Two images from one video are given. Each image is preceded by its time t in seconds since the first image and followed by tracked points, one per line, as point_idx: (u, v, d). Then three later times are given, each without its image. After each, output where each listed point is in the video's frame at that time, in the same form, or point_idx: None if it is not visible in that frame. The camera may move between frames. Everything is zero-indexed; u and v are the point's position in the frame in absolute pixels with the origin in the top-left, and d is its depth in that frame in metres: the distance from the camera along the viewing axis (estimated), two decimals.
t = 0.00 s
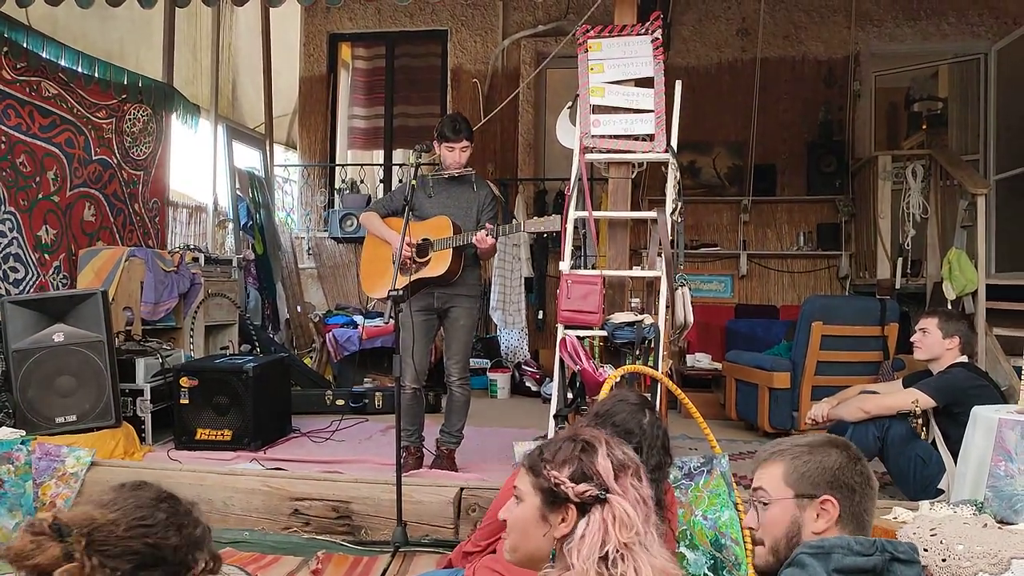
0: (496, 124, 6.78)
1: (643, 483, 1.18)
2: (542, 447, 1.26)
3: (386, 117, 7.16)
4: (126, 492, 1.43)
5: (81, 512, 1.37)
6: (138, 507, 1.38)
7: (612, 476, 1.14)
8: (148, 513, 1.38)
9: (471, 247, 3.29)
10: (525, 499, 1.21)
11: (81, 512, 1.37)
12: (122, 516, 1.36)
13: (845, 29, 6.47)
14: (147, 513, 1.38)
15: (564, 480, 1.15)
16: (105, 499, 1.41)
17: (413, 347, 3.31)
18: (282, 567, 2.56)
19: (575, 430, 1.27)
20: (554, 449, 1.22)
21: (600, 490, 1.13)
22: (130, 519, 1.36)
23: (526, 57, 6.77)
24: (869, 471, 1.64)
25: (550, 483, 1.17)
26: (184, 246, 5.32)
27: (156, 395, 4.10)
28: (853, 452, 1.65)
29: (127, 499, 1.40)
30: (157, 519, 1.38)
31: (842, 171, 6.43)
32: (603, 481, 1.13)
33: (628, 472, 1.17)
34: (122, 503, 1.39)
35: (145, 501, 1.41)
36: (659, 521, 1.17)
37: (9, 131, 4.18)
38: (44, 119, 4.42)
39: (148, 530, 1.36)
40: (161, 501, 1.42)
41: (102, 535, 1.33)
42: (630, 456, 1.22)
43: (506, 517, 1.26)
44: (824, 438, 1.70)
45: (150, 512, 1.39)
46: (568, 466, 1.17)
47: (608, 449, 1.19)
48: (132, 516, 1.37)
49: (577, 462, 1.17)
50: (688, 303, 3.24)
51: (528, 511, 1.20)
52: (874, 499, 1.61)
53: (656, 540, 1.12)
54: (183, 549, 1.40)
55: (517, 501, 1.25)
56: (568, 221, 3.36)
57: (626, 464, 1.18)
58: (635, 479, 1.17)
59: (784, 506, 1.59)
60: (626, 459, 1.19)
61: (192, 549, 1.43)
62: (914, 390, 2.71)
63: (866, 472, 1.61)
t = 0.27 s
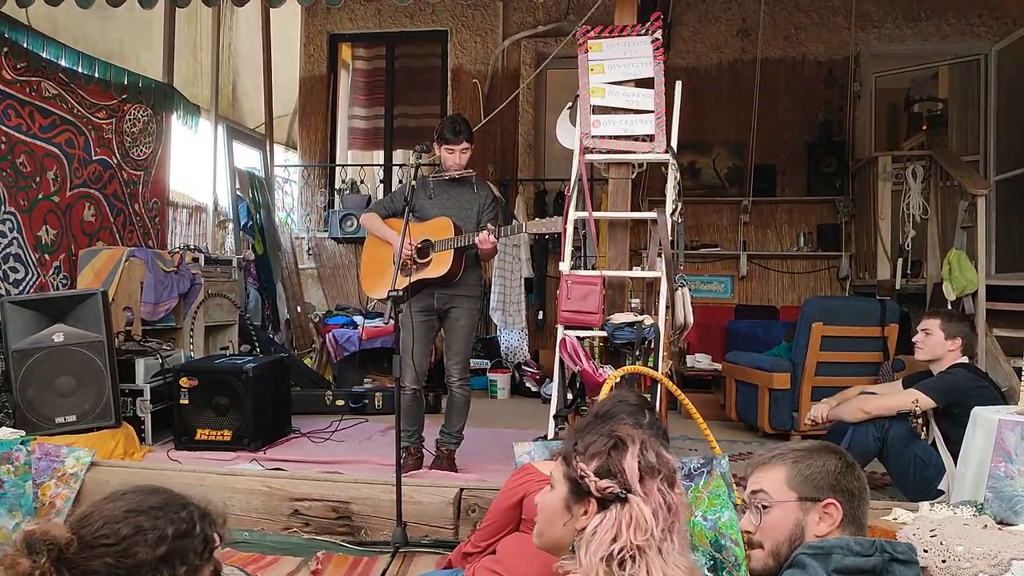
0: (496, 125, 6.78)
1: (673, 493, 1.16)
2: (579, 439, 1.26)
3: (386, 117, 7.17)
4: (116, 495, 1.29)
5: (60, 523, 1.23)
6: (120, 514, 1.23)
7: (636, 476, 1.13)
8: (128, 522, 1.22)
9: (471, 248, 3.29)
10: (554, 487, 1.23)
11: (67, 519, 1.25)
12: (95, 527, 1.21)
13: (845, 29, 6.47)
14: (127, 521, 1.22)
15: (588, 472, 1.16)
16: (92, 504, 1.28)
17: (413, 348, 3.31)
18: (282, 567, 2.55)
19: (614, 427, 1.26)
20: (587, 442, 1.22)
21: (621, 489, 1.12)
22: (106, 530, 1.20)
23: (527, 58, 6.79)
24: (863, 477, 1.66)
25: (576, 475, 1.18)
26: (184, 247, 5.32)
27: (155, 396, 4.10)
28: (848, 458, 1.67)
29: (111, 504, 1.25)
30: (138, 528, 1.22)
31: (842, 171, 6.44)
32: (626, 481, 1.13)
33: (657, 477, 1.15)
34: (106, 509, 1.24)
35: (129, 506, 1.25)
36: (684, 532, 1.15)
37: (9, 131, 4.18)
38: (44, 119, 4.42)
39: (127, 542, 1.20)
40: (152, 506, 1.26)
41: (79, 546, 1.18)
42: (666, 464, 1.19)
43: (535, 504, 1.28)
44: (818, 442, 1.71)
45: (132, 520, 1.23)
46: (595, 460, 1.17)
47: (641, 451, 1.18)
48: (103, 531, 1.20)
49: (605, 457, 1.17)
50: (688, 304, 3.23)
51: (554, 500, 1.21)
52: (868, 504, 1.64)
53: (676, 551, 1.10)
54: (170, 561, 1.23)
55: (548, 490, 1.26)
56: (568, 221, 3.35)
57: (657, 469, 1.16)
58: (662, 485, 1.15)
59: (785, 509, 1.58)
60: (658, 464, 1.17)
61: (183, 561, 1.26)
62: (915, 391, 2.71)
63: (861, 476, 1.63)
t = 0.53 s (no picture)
0: (496, 124, 6.77)
1: (690, 481, 1.22)
2: (588, 444, 1.25)
3: (386, 117, 7.16)
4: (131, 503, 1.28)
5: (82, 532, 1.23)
6: (139, 524, 1.21)
7: (665, 468, 1.16)
8: (146, 532, 1.20)
9: (472, 247, 3.28)
10: (575, 497, 1.19)
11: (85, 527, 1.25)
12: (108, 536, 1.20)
13: (845, 29, 6.47)
14: (145, 532, 1.20)
15: (618, 473, 1.16)
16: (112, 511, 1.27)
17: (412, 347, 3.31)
18: (281, 567, 2.55)
19: (619, 429, 1.27)
20: (602, 445, 1.22)
21: (654, 482, 1.15)
22: (123, 541, 1.19)
23: (527, 58, 6.78)
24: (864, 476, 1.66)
25: (603, 478, 1.17)
26: (184, 246, 5.31)
27: (155, 395, 4.10)
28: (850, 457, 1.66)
29: (130, 513, 1.24)
30: (156, 538, 1.20)
31: (842, 171, 6.45)
32: (657, 473, 1.15)
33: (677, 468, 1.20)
34: (125, 517, 1.23)
35: (148, 515, 1.23)
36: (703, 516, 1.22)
37: (9, 130, 4.18)
38: (44, 118, 4.42)
39: (144, 554, 1.18)
40: (170, 515, 1.24)
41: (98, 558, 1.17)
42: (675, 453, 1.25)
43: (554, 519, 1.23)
44: (818, 441, 1.71)
45: (151, 529, 1.21)
46: (620, 461, 1.18)
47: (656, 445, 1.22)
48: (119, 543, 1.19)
49: (628, 456, 1.18)
50: (688, 304, 3.23)
51: (579, 508, 1.18)
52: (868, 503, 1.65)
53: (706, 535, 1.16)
54: (187, 572, 1.21)
55: (564, 503, 1.22)
56: (568, 220, 3.35)
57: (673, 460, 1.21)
58: (682, 474, 1.20)
59: (785, 508, 1.58)
60: (670, 456, 1.23)
61: (201, 570, 1.24)
62: (915, 391, 2.70)
63: (860, 474, 1.64)
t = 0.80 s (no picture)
0: (496, 125, 6.72)
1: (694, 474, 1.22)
2: (589, 448, 1.24)
3: (386, 116, 7.16)
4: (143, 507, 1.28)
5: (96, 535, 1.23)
6: (156, 528, 1.22)
7: (670, 464, 1.16)
8: (163, 536, 1.21)
9: (473, 246, 3.28)
10: (582, 503, 1.18)
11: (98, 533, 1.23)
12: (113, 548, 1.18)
13: (845, 27, 6.46)
14: (161, 535, 1.21)
15: (625, 473, 1.15)
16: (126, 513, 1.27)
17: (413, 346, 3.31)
18: (282, 566, 2.55)
19: (618, 430, 1.26)
20: (605, 447, 1.22)
21: (662, 478, 1.14)
22: (140, 544, 1.19)
23: (527, 56, 6.78)
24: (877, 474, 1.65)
25: (610, 479, 1.16)
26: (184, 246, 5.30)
27: (155, 394, 4.10)
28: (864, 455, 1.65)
29: (144, 516, 1.24)
30: (172, 543, 1.21)
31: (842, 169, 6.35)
32: (664, 469, 1.15)
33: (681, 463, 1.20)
34: (140, 521, 1.23)
35: (162, 519, 1.24)
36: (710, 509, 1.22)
37: (9, 130, 4.17)
38: (43, 117, 4.41)
39: (161, 558, 1.19)
40: (184, 518, 1.25)
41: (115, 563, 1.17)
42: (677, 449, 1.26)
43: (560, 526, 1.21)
44: (835, 438, 1.70)
45: (166, 532, 1.22)
46: (625, 461, 1.17)
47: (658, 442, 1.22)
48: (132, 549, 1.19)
49: (633, 455, 1.18)
50: (688, 303, 3.22)
51: (588, 513, 1.17)
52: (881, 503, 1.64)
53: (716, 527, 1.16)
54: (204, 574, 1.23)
55: (571, 510, 1.21)
56: (568, 219, 3.34)
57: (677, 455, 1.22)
58: (686, 467, 1.20)
59: (793, 504, 1.58)
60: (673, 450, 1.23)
61: (217, 572, 1.25)
62: (915, 389, 2.71)
63: (877, 476, 1.63)
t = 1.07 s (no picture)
0: (496, 122, 6.72)
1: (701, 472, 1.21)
2: (594, 441, 1.24)
3: (387, 114, 7.15)
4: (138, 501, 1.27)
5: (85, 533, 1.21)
6: (148, 524, 1.20)
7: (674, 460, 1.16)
8: (156, 532, 1.20)
9: (474, 244, 3.28)
10: (585, 493, 1.18)
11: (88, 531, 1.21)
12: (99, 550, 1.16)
13: (846, 25, 6.45)
14: (154, 531, 1.20)
15: (628, 465, 1.15)
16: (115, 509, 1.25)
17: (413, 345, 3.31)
18: (282, 565, 2.55)
19: (626, 425, 1.26)
20: (610, 440, 1.21)
21: (664, 473, 1.14)
22: (132, 540, 1.18)
23: (527, 54, 6.77)
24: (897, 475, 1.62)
25: (612, 471, 1.15)
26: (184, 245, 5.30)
27: (156, 393, 4.10)
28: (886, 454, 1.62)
29: (136, 512, 1.22)
30: (165, 538, 1.19)
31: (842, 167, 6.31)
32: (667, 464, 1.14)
33: (688, 460, 1.19)
34: (131, 518, 1.21)
35: (154, 515, 1.22)
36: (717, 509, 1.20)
37: (9, 128, 4.17)
38: (44, 116, 4.41)
39: (155, 553, 1.18)
40: (177, 513, 1.23)
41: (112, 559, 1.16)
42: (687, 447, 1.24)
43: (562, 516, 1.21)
44: (855, 435, 1.66)
45: (159, 528, 1.21)
46: (629, 454, 1.17)
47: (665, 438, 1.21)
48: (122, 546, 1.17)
49: (637, 448, 1.18)
50: (688, 301, 3.21)
51: (590, 503, 1.16)
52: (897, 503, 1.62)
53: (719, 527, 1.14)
54: (199, 569, 1.21)
55: (575, 500, 1.20)
56: (568, 217, 3.33)
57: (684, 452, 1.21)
58: (693, 464, 1.19)
59: (811, 500, 1.55)
60: (681, 447, 1.23)
61: (211, 567, 1.24)
62: (916, 387, 2.69)
63: (897, 476, 1.60)
